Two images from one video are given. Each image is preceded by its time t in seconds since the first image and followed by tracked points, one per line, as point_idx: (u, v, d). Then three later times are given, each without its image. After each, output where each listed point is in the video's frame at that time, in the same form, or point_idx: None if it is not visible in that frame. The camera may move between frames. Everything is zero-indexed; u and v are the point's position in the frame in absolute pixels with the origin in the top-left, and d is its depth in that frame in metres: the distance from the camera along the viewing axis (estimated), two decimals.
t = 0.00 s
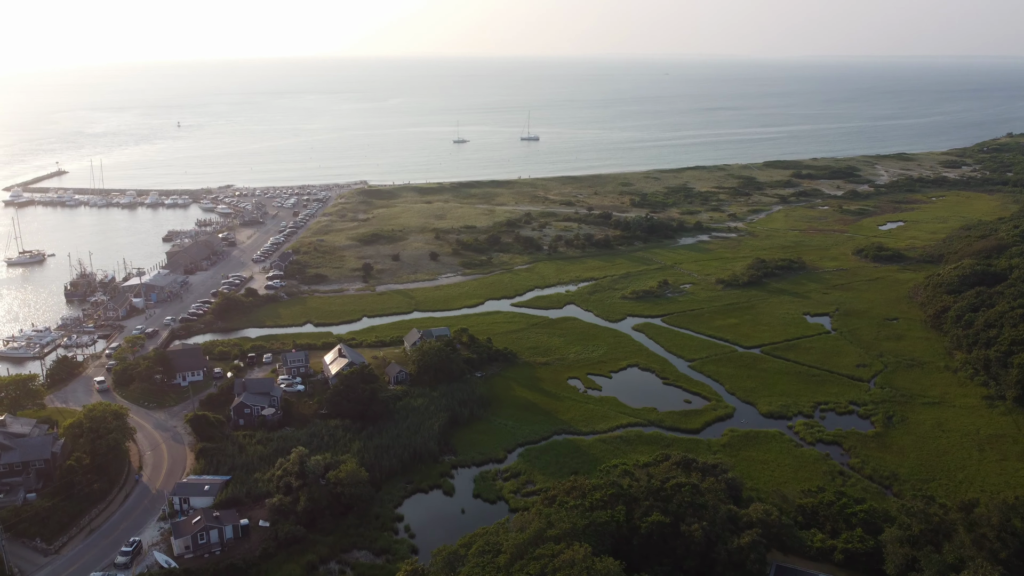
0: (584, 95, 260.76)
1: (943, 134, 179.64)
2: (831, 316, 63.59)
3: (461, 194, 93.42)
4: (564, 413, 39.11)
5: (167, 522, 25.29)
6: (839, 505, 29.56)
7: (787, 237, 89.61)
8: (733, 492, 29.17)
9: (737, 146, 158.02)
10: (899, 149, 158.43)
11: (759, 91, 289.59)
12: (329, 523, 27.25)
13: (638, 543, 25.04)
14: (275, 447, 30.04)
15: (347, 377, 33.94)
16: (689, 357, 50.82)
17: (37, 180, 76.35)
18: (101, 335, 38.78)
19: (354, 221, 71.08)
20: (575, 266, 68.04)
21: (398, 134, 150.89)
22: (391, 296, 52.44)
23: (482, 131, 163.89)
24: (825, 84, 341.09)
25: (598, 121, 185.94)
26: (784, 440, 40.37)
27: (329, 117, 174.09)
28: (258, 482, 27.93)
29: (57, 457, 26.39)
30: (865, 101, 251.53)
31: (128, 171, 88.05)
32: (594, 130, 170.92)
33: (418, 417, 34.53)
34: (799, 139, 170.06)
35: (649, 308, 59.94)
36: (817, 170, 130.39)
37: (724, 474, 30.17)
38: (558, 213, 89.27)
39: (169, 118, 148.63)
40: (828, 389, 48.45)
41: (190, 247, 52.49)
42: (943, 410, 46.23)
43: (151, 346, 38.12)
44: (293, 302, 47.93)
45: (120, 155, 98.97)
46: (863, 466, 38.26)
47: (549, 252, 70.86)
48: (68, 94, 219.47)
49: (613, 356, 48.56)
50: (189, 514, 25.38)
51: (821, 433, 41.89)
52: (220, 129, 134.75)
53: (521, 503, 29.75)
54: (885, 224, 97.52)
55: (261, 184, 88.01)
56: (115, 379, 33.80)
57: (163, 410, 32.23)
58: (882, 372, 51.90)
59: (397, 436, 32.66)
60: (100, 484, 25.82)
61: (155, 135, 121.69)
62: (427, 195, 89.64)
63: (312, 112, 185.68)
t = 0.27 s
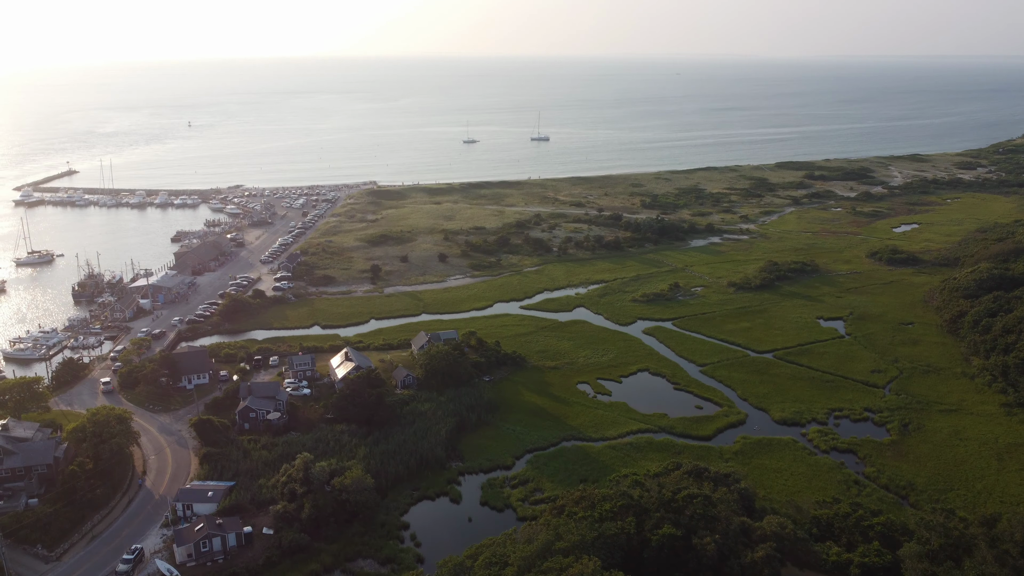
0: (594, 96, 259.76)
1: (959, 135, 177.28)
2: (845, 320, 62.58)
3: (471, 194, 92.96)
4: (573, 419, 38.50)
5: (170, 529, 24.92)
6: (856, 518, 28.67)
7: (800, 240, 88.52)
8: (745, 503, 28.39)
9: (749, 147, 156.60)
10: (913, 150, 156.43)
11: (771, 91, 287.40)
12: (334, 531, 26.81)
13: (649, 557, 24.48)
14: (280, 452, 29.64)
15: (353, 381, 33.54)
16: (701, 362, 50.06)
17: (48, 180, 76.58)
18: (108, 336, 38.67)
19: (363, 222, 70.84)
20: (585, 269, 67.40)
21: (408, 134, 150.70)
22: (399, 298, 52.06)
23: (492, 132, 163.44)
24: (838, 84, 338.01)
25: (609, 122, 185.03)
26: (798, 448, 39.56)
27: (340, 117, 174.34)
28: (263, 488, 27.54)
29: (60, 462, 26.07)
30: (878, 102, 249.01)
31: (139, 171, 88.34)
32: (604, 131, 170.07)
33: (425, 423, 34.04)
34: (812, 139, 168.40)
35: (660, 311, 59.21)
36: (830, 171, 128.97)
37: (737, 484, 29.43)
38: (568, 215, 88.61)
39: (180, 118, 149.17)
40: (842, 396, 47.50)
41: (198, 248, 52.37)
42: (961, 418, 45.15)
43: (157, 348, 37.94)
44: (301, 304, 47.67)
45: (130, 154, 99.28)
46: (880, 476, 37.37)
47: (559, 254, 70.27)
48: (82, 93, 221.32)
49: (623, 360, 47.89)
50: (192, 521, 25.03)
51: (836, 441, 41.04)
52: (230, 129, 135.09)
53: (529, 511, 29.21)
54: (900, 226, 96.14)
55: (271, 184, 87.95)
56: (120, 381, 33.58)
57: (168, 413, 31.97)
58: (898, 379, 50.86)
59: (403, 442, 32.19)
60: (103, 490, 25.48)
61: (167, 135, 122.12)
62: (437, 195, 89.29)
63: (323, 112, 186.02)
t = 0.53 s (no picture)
0: (604, 96, 258.66)
1: (973, 135, 175.06)
2: (858, 324, 61.58)
3: (480, 195, 92.50)
4: (582, 425, 37.90)
5: (172, 536, 24.54)
6: (872, 530, 27.85)
7: (812, 242, 87.43)
8: (758, 514, 27.63)
9: (761, 147, 155.25)
10: (927, 151, 154.53)
11: (782, 91, 285.23)
12: (338, 539, 26.35)
13: (660, 570, 24.00)
14: (284, 457, 29.26)
15: (359, 386, 33.11)
16: (711, 366, 49.29)
17: (58, 179, 76.74)
18: (114, 338, 38.51)
19: (371, 223, 70.53)
20: (595, 271, 66.78)
21: (417, 134, 150.48)
22: (406, 300, 51.66)
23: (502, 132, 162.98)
24: (850, 84, 335.02)
25: (619, 122, 184.11)
26: (811, 455, 38.77)
27: (350, 117, 174.51)
28: (266, 494, 27.14)
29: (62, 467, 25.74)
30: (892, 102, 246.36)
31: (148, 171, 88.52)
32: (614, 131, 169.19)
33: (431, 428, 33.54)
34: (824, 140, 166.81)
35: (670, 314, 58.49)
36: (843, 173, 127.53)
37: (749, 494, 28.71)
38: (577, 216, 87.96)
39: (191, 118, 149.67)
40: (856, 402, 46.58)
41: (206, 249, 52.21)
42: (978, 425, 44.13)
43: (163, 350, 37.75)
44: (307, 306, 47.36)
45: (141, 154, 99.54)
46: (895, 486, 36.48)
47: (568, 256, 69.68)
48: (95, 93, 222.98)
49: (632, 364, 47.21)
50: (194, 528, 24.63)
51: (850, 449, 40.15)
52: (240, 129, 135.32)
53: (536, 520, 28.66)
54: (914, 229, 94.81)
55: (279, 184, 87.84)
56: (125, 384, 33.33)
57: (172, 416, 31.68)
58: (913, 384, 49.85)
59: (409, 448, 31.71)
60: (105, 495, 25.14)
61: (177, 135, 122.49)
62: (445, 196, 88.94)
63: (332, 111, 186.23)
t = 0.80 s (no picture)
0: (614, 96, 257.67)
1: (988, 136, 172.80)
2: (872, 328, 60.57)
3: (489, 196, 92.01)
4: (591, 431, 37.26)
5: (174, 543, 24.15)
6: (889, 543, 27.08)
7: (825, 244, 86.31)
8: (771, 525, 26.88)
9: (772, 148, 153.88)
10: (941, 152, 152.60)
11: (793, 91, 283.03)
12: (342, 547, 25.87)
13: None
14: (289, 462, 28.85)
15: (364, 390, 32.62)
16: (722, 371, 48.49)
17: (67, 179, 76.88)
18: (120, 339, 38.31)
19: (379, 224, 70.18)
20: (604, 273, 66.11)
21: (427, 134, 150.23)
22: (414, 302, 51.20)
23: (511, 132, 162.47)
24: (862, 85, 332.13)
25: (629, 122, 183.13)
26: (824, 463, 37.94)
27: (359, 117, 174.59)
28: (270, 501, 26.72)
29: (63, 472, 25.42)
30: (904, 102, 243.89)
31: (158, 171, 88.67)
32: (624, 131, 168.29)
33: (438, 434, 33.02)
34: (836, 141, 165.20)
35: (680, 317, 57.73)
36: (855, 174, 126.09)
37: (761, 505, 27.98)
38: (587, 217, 87.30)
39: (201, 117, 150.11)
40: (870, 409, 45.62)
41: (213, 249, 52.01)
42: (996, 433, 43.05)
43: (169, 352, 37.49)
44: (314, 307, 47.01)
45: (150, 154, 99.76)
46: (911, 495, 35.56)
47: (577, 258, 69.05)
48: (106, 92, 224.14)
49: (642, 369, 46.49)
50: (196, 535, 24.22)
51: (864, 457, 39.24)
52: (250, 129, 135.55)
53: (544, 529, 28.08)
54: (928, 231, 93.46)
55: (288, 185, 87.74)
56: (130, 386, 33.09)
57: (177, 420, 31.36)
58: (928, 391, 48.80)
59: (415, 454, 31.21)
60: (106, 501, 24.79)
61: (187, 134, 122.81)
62: (454, 197, 88.52)
63: (342, 111, 186.37)
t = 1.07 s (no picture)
0: (623, 96, 256.45)
1: (1003, 137, 170.51)
2: (885, 333, 59.54)
3: (497, 196, 91.47)
4: (599, 437, 36.64)
5: (175, 550, 23.78)
6: (906, 557, 26.33)
7: (836, 246, 85.20)
8: (784, 537, 26.22)
9: (783, 149, 152.51)
10: (955, 153, 150.63)
11: (804, 91, 280.74)
12: (345, 555, 25.41)
13: None
14: (292, 468, 28.45)
15: (369, 394, 32.17)
16: (733, 376, 47.69)
17: (76, 179, 77.01)
18: (125, 341, 38.11)
19: (387, 225, 69.83)
20: (613, 275, 65.42)
21: (435, 134, 149.92)
22: (420, 304, 50.76)
23: (520, 132, 161.94)
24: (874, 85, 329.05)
25: (639, 122, 182.14)
26: (837, 471, 37.12)
27: (368, 117, 174.64)
28: (272, 507, 26.30)
29: (64, 477, 25.10)
30: (917, 102, 241.40)
31: (167, 171, 88.78)
32: (633, 132, 167.36)
33: (444, 440, 32.51)
34: (848, 141, 163.57)
35: (690, 321, 56.98)
36: (868, 175, 124.63)
37: (774, 516, 27.27)
38: (596, 218, 86.59)
39: (210, 117, 150.47)
40: (884, 416, 44.67)
41: (220, 250, 51.78)
42: (1014, 441, 41.98)
43: (174, 354, 37.25)
44: (321, 309, 46.66)
45: (159, 154, 99.96)
46: (927, 506, 34.64)
47: (586, 260, 68.40)
48: (117, 92, 225.06)
49: (651, 373, 45.80)
50: (197, 543, 23.82)
51: (879, 465, 38.35)
52: (259, 129, 135.69)
53: (551, 539, 27.52)
54: (942, 233, 92.06)
55: (296, 185, 87.58)
56: (134, 389, 32.82)
57: (180, 423, 31.04)
58: (944, 397, 47.74)
59: (420, 460, 30.70)
60: (107, 507, 24.46)
61: (196, 134, 123.08)
62: (462, 197, 88.08)
63: (351, 111, 186.49)
